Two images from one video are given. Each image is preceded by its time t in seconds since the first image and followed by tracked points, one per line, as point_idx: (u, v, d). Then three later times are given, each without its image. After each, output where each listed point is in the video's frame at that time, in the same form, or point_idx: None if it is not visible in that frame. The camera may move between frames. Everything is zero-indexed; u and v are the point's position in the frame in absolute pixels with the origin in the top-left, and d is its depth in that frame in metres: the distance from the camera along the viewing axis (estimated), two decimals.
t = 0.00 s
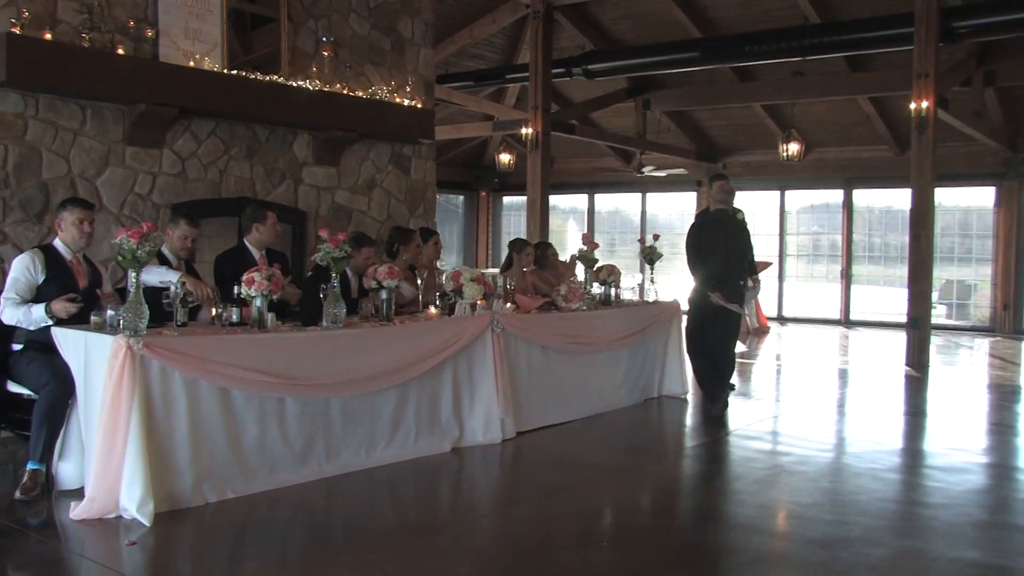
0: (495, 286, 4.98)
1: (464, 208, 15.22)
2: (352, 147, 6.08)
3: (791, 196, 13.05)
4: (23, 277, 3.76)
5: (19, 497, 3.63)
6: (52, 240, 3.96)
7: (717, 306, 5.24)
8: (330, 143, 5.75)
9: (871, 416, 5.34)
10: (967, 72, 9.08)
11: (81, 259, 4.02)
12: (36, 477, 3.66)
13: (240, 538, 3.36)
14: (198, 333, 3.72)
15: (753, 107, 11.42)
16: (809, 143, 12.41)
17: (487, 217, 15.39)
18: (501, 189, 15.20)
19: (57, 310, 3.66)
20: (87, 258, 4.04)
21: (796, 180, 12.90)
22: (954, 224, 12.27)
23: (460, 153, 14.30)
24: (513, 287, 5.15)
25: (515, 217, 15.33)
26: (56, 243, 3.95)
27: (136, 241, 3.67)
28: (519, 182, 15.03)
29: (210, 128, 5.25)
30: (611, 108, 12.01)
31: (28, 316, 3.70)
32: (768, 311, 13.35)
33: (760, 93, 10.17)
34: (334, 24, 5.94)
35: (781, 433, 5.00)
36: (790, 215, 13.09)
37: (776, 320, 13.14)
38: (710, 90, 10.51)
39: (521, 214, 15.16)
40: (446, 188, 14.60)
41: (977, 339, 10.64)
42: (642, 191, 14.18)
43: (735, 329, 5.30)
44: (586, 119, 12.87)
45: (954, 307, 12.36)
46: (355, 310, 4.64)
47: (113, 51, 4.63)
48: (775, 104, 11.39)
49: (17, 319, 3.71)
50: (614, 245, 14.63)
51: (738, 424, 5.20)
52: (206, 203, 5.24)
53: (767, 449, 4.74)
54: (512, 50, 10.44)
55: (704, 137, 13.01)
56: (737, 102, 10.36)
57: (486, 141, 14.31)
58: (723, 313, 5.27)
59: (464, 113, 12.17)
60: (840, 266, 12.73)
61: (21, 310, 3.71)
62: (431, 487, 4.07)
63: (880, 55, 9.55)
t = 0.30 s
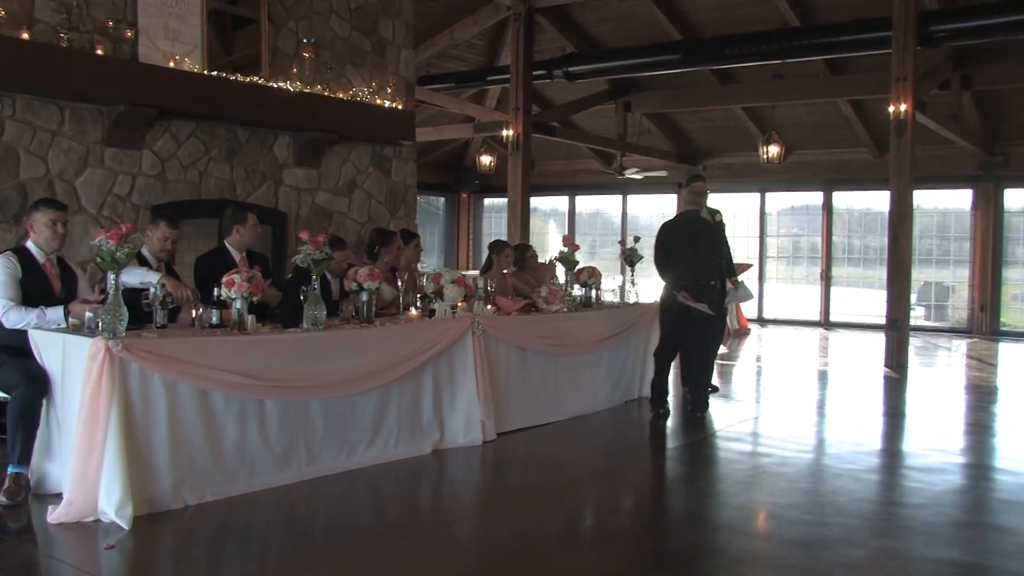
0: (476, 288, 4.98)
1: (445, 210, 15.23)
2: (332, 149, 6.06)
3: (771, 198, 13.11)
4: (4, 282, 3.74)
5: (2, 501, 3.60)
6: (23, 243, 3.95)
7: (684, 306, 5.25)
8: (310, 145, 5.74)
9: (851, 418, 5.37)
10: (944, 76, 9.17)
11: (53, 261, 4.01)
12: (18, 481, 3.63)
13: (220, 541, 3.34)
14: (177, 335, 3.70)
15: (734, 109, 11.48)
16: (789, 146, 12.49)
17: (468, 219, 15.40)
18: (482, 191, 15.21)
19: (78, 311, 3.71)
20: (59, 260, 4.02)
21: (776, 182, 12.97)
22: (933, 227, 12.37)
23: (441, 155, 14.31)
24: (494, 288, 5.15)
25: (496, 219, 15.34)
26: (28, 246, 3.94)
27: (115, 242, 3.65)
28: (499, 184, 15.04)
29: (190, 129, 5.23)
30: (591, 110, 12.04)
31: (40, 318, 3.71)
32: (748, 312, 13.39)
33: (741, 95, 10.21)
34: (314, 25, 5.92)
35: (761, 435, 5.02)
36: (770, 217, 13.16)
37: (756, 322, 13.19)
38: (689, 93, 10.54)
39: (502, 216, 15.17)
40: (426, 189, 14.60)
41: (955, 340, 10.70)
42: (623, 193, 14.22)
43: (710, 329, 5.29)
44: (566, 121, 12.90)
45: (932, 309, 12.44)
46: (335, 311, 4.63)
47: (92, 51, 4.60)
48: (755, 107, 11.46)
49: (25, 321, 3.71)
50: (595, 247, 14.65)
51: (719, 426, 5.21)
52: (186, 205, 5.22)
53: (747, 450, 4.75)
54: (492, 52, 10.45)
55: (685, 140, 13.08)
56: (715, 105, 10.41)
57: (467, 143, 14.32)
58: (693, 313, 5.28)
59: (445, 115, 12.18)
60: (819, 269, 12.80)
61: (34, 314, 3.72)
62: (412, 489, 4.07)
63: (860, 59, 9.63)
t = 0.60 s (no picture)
0: (456, 289, 4.98)
1: (426, 211, 15.23)
2: (313, 150, 6.04)
3: (751, 200, 13.18)
4: None
5: None
6: None
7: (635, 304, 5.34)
8: (290, 147, 5.73)
9: (831, 418, 5.40)
10: (922, 79, 9.26)
11: (26, 264, 3.96)
12: None
13: (200, 544, 3.32)
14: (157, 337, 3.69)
15: (714, 111, 11.53)
16: (769, 148, 12.57)
17: (449, 220, 15.39)
18: (462, 193, 15.21)
19: (54, 315, 3.73)
20: (32, 262, 3.97)
21: (755, 184, 13.03)
22: (911, 229, 12.46)
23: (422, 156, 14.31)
24: (474, 290, 5.15)
25: (476, 220, 15.34)
26: None
27: (94, 244, 3.62)
28: (480, 185, 15.05)
29: (170, 130, 5.21)
30: (572, 111, 12.08)
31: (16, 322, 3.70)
32: (729, 314, 13.44)
33: (722, 98, 10.26)
34: (294, 25, 5.91)
35: (742, 436, 5.04)
36: (750, 219, 13.22)
37: (736, 323, 13.24)
38: (669, 95, 10.58)
39: (483, 218, 15.18)
40: (407, 191, 14.59)
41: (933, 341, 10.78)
42: (604, 195, 14.25)
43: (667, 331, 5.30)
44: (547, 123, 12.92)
45: (910, 310, 12.53)
46: (315, 313, 4.62)
47: (69, 50, 4.57)
48: (735, 109, 11.52)
49: None
50: (576, 249, 14.66)
51: (700, 427, 5.23)
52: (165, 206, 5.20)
53: (728, 451, 4.77)
54: (473, 54, 10.46)
55: (665, 141, 13.13)
56: (695, 107, 10.46)
57: (448, 145, 14.32)
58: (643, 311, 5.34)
59: (425, 117, 12.18)
60: (799, 270, 12.86)
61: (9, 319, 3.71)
62: (393, 491, 4.06)
63: (839, 62, 9.70)
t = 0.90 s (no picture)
0: (438, 291, 4.98)
1: (408, 212, 15.22)
2: (295, 151, 6.02)
3: (733, 201, 13.24)
4: None
5: None
6: None
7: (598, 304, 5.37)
8: (271, 148, 5.71)
9: (812, 419, 5.43)
10: (902, 82, 9.33)
11: (3, 264, 3.89)
12: None
13: (179, 546, 3.31)
14: (137, 339, 3.67)
15: (696, 114, 11.58)
16: (750, 150, 12.63)
17: (431, 220, 15.39)
18: (445, 194, 15.22)
19: (29, 318, 3.73)
20: (8, 263, 3.91)
21: (737, 186, 13.09)
22: (891, 231, 12.54)
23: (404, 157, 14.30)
24: (457, 292, 5.15)
25: (459, 222, 15.34)
26: None
27: (73, 245, 3.59)
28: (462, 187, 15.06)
29: (151, 131, 5.19)
30: (555, 113, 12.10)
31: None
32: (710, 315, 13.48)
33: (704, 100, 10.30)
34: (277, 26, 5.90)
35: (724, 437, 5.05)
36: (732, 221, 13.27)
37: (718, 325, 13.28)
38: (651, 97, 10.61)
39: (465, 219, 15.19)
40: (389, 192, 14.57)
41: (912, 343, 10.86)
42: (586, 197, 14.28)
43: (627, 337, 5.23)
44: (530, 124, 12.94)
45: (891, 312, 12.60)
46: (296, 314, 4.61)
47: (49, 50, 4.54)
48: (716, 112, 11.58)
49: None
50: (558, 251, 14.68)
51: (682, 429, 5.24)
52: (146, 207, 5.18)
53: (710, 452, 4.78)
54: (455, 56, 10.47)
55: (647, 143, 13.18)
56: (677, 109, 10.49)
57: (430, 146, 14.32)
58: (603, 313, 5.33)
59: (408, 118, 12.17)
60: (780, 272, 12.92)
61: None
62: (374, 493, 4.05)
63: (821, 64, 9.76)
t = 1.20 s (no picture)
0: (422, 293, 4.98)
1: (392, 214, 15.22)
2: (278, 153, 6.01)
3: (716, 204, 13.29)
4: None
5: None
6: None
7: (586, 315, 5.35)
8: (255, 150, 5.70)
9: (795, 421, 5.45)
10: (884, 85, 9.39)
11: None
12: None
13: (162, 550, 3.29)
14: (119, 341, 3.65)
15: (680, 116, 11.62)
16: (734, 153, 12.69)
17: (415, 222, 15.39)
18: (429, 196, 15.22)
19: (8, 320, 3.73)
20: None
21: (721, 189, 13.14)
22: (874, 233, 12.61)
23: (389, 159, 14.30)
24: (440, 294, 5.15)
25: (443, 224, 15.35)
26: None
27: (54, 247, 3.56)
28: (447, 189, 15.07)
29: (133, 132, 5.17)
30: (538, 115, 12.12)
31: None
32: (694, 317, 13.51)
33: (688, 103, 10.33)
34: (260, 28, 5.90)
35: (708, 439, 5.07)
36: (715, 223, 13.32)
37: (701, 327, 13.31)
38: (636, 100, 10.64)
39: (449, 222, 15.19)
40: (373, 194, 14.56)
41: (894, 344, 10.93)
42: (570, 199, 14.30)
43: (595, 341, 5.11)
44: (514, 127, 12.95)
45: (873, 313, 12.66)
46: (280, 317, 4.60)
47: (30, 50, 4.51)
48: (700, 114, 11.63)
49: None
50: (543, 252, 14.70)
51: (666, 431, 5.24)
52: (129, 208, 5.15)
53: (693, 454, 4.79)
54: (439, 58, 10.48)
55: (631, 146, 13.22)
56: (662, 112, 10.52)
57: (414, 148, 14.33)
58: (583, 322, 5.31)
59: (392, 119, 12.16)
60: (764, 274, 12.97)
61: None
62: (359, 495, 4.04)
63: (805, 67, 9.80)
